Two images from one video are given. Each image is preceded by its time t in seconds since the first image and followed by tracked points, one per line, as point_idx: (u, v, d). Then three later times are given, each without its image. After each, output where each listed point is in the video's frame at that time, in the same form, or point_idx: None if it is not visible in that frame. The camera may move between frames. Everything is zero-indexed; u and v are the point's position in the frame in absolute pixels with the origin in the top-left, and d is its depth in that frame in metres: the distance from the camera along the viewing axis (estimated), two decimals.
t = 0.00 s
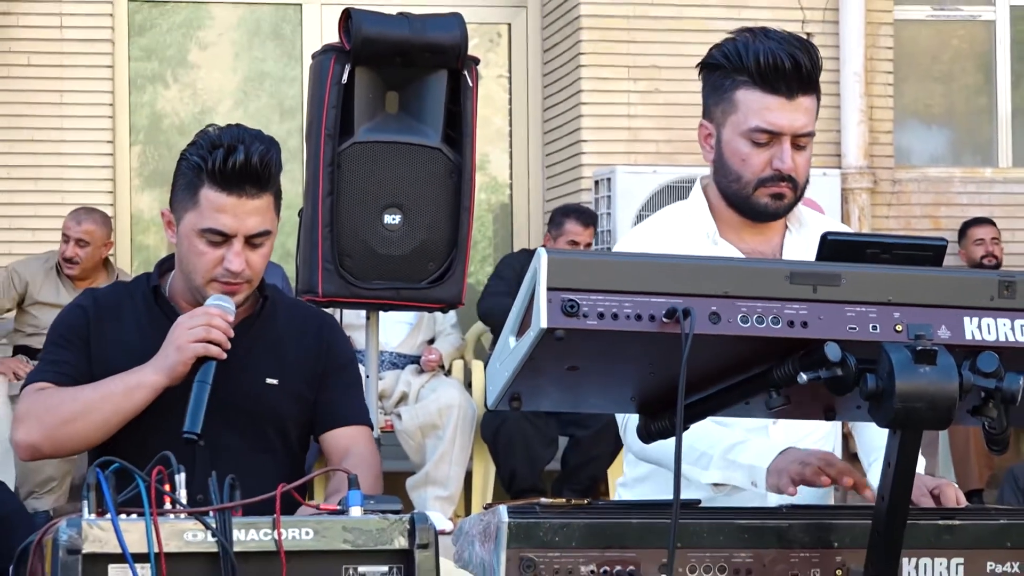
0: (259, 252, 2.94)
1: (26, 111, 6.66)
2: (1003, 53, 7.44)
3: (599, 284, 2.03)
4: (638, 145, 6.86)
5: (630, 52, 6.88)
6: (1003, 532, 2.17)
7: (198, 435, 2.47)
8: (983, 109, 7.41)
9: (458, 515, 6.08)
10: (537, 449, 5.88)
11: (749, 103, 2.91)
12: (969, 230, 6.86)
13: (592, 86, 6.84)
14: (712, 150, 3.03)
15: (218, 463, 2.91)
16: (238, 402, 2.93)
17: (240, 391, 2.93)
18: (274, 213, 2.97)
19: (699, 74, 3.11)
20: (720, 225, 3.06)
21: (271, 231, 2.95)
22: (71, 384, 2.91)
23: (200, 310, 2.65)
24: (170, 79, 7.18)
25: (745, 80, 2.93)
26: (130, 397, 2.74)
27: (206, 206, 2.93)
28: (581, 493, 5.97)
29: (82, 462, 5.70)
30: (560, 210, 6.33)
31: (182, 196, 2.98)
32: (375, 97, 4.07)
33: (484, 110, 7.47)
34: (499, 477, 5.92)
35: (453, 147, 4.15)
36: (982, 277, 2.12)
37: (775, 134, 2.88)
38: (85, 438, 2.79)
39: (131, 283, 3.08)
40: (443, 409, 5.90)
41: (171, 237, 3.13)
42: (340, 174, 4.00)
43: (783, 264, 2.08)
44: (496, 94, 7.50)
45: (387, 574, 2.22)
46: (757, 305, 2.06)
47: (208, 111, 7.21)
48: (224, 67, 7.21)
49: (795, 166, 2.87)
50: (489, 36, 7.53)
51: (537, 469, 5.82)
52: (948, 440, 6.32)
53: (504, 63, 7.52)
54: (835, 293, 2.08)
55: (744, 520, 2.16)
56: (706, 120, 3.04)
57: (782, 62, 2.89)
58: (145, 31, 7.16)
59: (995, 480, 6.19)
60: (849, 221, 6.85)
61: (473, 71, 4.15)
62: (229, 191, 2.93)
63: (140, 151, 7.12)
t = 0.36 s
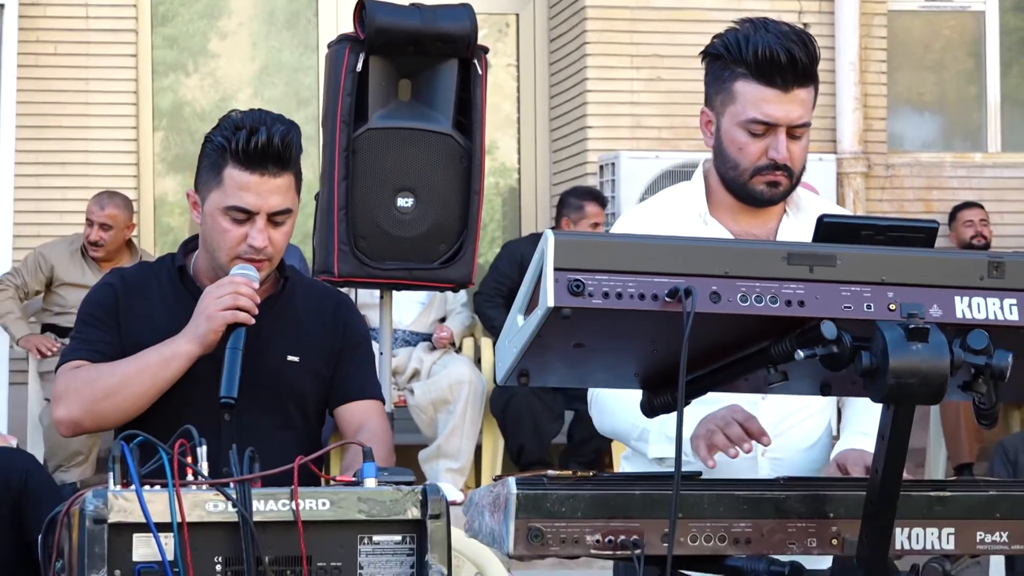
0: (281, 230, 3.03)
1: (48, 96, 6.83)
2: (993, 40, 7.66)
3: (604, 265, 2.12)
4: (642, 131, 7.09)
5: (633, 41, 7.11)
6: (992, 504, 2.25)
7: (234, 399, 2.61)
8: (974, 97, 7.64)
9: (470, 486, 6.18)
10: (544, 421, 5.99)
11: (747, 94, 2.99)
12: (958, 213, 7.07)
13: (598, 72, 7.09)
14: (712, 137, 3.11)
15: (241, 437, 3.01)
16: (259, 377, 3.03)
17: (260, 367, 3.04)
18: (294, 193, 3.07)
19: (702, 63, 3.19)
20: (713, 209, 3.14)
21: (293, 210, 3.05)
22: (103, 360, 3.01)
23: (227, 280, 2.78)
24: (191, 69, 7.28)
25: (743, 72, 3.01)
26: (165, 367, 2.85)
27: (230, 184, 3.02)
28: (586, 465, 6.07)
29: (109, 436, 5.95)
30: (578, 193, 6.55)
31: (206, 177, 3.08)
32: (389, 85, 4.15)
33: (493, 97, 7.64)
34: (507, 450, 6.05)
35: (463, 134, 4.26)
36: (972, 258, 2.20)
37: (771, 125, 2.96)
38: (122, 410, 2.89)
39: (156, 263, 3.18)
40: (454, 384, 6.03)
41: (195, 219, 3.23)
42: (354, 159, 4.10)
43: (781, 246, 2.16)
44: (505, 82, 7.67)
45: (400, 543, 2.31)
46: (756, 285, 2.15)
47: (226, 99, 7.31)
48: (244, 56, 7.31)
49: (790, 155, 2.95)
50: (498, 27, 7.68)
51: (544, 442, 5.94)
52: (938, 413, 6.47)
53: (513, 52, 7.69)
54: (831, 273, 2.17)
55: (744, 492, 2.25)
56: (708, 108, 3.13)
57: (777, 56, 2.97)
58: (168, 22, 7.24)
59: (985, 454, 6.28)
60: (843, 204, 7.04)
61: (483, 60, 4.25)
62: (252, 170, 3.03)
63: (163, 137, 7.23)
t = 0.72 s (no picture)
0: (296, 233, 3.13)
1: (88, 103, 7.04)
2: (992, 45, 7.80)
3: (618, 263, 2.21)
4: (654, 134, 7.24)
5: (646, 47, 7.25)
6: (991, 492, 2.35)
7: (254, 395, 2.71)
8: (974, 100, 7.79)
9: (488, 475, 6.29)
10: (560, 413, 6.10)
11: (743, 97, 3.08)
12: (958, 212, 7.25)
13: (612, 77, 7.23)
14: (713, 139, 3.20)
15: (267, 428, 3.10)
16: (286, 371, 3.13)
17: (287, 361, 3.14)
18: (311, 196, 3.16)
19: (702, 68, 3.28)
20: (714, 207, 3.25)
21: (308, 214, 3.14)
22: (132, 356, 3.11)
23: (252, 283, 2.86)
24: (221, 74, 7.55)
25: (740, 76, 3.10)
26: (190, 363, 2.94)
27: (249, 184, 3.11)
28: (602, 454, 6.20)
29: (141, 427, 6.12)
30: (593, 193, 6.67)
31: (230, 177, 3.17)
32: (410, 90, 4.27)
33: (511, 101, 7.79)
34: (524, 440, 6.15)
35: (482, 137, 4.35)
36: (972, 256, 2.28)
37: (768, 127, 3.05)
38: (150, 404, 2.98)
39: (185, 262, 3.29)
40: (473, 378, 6.14)
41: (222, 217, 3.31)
42: (377, 162, 4.20)
43: (788, 244, 2.25)
44: (522, 87, 7.83)
45: (422, 530, 2.39)
46: (763, 282, 2.24)
47: (254, 106, 7.58)
48: (269, 62, 7.59)
49: (786, 155, 3.05)
50: (515, 33, 7.85)
51: (560, 433, 6.04)
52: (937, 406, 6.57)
53: (530, 58, 7.85)
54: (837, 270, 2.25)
55: (753, 481, 2.33)
56: (709, 111, 3.21)
57: (773, 60, 3.06)
58: (199, 29, 7.54)
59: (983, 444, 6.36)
60: (848, 204, 7.23)
61: (501, 66, 4.38)
62: (271, 171, 3.12)
63: (193, 140, 7.50)
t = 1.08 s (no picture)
0: (306, 231, 3.17)
1: (112, 107, 7.16)
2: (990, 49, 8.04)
3: (627, 261, 2.28)
4: (663, 135, 7.34)
5: (655, 52, 7.35)
6: (990, 484, 2.42)
7: (262, 365, 2.78)
8: (972, 102, 8.01)
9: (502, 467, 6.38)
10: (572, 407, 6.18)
11: (744, 99, 3.15)
12: (958, 212, 7.38)
13: (622, 80, 7.33)
14: (717, 140, 3.26)
15: (284, 421, 3.18)
16: (304, 365, 3.21)
17: (305, 356, 3.22)
18: (321, 195, 3.20)
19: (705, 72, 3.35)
20: (722, 207, 3.31)
21: (318, 212, 3.18)
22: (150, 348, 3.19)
23: (253, 272, 2.92)
24: (243, 78, 7.66)
25: (741, 78, 3.17)
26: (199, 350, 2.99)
27: (261, 183, 3.18)
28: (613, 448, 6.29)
29: (165, 420, 6.23)
30: (603, 194, 6.75)
31: (246, 179, 3.24)
32: (426, 93, 4.33)
33: (523, 105, 7.87)
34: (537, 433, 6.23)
35: (495, 139, 4.43)
36: (971, 254, 2.36)
37: (768, 127, 3.11)
38: (162, 393, 3.05)
39: (208, 259, 3.37)
40: (487, 372, 6.21)
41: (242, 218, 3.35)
42: (393, 163, 4.27)
43: (792, 243, 2.31)
44: (534, 90, 7.92)
45: (438, 520, 2.45)
46: (769, 279, 2.30)
47: (275, 109, 7.70)
48: (288, 67, 7.70)
49: (787, 154, 3.11)
50: (528, 38, 7.94)
51: (572, 426, 6.12)
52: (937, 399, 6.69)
53: (542, 62, 7.93)
54: (840, 268, 2.32)
55: (758, 472, 2.39)
56: (712, 114, 3.28)
57: (771, 62, 3.12)
58: (222, 35, 7.65)
59: (983, 437, 6.44)
60: (851, 204, 7.37)
61: (514, 70, 4.45)
62: (281, 170, 3.18)
63: (216, 142, 7.61)
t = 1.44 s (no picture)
0: (309, 227, 3.18)
1: (123, 106, 7.18)
2: (1000, 50, 8.04)
3: (637, 260, 2.28)
4: (672, 135, 7.34)
5: (664, 52, 7.36)
6: (1000, 483, 2.42)
7: (257, 372, 2.73)
8: (982, 102, 8.01)
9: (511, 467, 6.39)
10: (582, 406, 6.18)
11: (759, 99, 3.15)
12: (968, 212, 7.38)
13: (631, 80, 7.33)
14: (732, 142, 3.27)
15: (294, 420, 3.19)
16: (313, 365, 3.22)
17: (313, 356, 3.22)
18: (321, 189, 3.20)
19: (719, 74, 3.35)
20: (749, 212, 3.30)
21: (320, 207, 3.18)
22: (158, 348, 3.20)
23: (254, 273, 2.90)
24: (254, 78, 7.68)
25: (755, 79, 3.17)
26: (205, 349, 2.99)
27: (262, 183, 3.18)
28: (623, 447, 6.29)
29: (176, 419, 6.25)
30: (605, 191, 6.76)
31: (247, 180, 3.25)
32: (436, 93, 4.34)
33: (533, 104, 7.90)
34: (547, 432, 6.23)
35: (505, 139, 4.44)
36: (981, 253, 2.36)
37: (783, 127, 3.11)
38: (168, 392, 3.05)
39: (216, 260, 3.37)
40: (496, 371, 6.23)
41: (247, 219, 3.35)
42: (404, 163, 4.28)
43: (802, 242, 2.31)
44: (545, 90, 7.94)
45: (448, 519, 2.45)
46: (778, 279, 2.30)
47: (286, 108, 7.72)
48: (300, 67, 7.72)
49: (802, 154, 3.12)
50: (539, 38, 7.97)
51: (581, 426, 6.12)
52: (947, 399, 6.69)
53: (552, 62, 7.96)
54: (850, 268, 2.32)
55: (767, 471, 2.39)
56: (727, 115, 3.29)
57: (784, 62, 3.13)
58: (233, 35, 7.67)
59: (993, 437, 6.44)
60: (861, 203, 7.37)
61: (524, 70, 4.45)
62: (281, 168, 3.19)
63: (226, 141, 7.64)
